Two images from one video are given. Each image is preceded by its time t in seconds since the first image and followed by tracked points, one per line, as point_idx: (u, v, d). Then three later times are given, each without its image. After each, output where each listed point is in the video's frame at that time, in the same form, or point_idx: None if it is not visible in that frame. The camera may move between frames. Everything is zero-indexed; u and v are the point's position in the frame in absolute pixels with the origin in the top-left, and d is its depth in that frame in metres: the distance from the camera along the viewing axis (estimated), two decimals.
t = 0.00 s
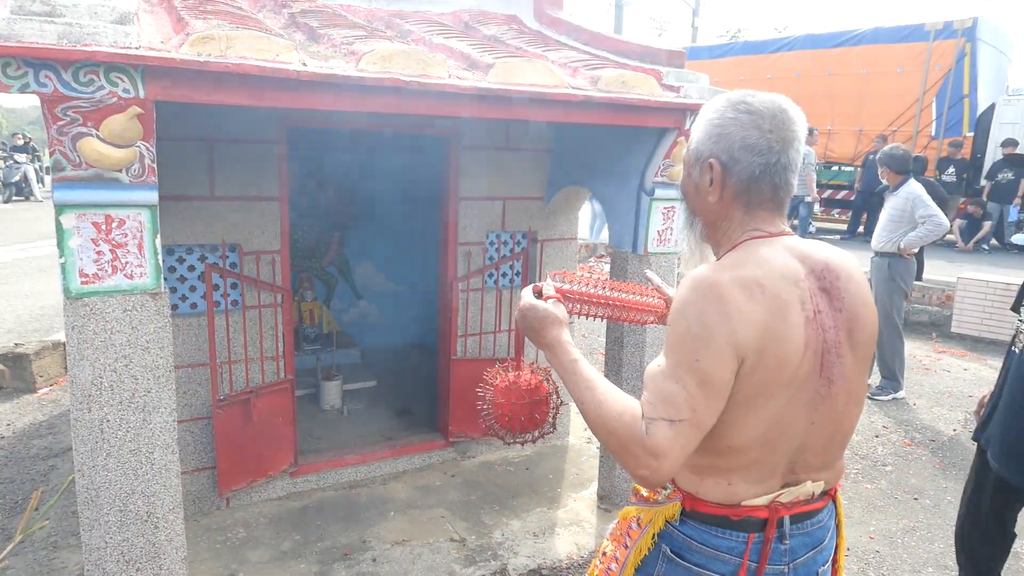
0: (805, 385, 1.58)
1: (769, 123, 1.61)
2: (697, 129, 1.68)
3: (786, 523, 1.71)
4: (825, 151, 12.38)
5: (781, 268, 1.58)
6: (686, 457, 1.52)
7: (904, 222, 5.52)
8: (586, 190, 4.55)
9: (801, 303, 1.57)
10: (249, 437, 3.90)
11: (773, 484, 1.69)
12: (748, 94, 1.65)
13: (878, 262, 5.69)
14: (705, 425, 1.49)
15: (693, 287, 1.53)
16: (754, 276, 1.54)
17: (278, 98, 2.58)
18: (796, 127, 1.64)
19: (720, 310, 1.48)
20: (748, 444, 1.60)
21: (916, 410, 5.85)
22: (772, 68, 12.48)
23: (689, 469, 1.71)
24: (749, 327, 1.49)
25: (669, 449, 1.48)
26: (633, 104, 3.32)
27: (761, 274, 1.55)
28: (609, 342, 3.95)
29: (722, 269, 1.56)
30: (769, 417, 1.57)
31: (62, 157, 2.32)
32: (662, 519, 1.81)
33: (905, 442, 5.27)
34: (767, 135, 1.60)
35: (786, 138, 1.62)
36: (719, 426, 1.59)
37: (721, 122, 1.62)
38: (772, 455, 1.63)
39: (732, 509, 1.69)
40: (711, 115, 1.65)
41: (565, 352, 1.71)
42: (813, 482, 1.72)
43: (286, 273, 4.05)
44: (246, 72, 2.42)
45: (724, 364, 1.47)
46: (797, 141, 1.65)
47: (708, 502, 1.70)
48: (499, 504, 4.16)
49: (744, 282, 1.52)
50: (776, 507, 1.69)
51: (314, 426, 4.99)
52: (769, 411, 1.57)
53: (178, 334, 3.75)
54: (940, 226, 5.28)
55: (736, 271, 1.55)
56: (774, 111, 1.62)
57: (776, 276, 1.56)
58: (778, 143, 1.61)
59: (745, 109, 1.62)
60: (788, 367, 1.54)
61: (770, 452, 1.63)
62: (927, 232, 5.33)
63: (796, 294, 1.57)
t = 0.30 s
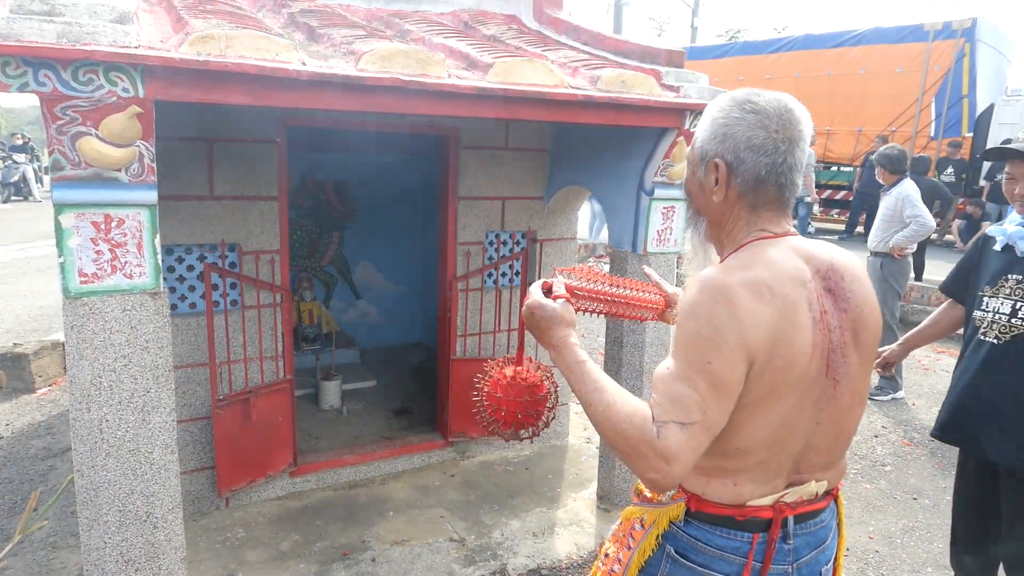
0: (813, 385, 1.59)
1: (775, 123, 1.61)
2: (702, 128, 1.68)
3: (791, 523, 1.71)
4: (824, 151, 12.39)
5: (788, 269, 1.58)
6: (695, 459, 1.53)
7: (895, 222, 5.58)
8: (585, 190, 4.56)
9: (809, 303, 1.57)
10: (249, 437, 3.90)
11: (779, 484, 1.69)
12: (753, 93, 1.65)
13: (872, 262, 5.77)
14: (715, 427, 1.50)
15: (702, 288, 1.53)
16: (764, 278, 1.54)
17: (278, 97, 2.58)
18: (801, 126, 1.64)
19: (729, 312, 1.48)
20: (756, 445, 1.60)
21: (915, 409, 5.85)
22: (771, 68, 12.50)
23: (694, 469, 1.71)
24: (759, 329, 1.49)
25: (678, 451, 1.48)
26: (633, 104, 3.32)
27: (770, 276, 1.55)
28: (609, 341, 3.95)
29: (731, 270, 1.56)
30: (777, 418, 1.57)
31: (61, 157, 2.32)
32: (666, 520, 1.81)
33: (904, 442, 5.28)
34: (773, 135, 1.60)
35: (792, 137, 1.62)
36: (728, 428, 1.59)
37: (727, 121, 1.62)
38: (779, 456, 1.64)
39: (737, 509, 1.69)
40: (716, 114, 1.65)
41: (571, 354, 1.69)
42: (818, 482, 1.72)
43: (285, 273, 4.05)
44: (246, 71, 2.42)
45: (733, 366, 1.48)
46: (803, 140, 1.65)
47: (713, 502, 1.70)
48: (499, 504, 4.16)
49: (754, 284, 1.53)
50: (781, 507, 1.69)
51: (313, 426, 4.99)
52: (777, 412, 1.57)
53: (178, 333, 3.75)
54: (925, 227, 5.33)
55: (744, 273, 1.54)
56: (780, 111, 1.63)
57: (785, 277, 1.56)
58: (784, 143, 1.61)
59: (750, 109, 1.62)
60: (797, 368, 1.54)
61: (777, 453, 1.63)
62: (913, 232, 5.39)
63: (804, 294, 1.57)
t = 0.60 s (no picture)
0: (816, 385, 1.58)
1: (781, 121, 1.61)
2: (708, 126, 1.67)
3: (793, 524, 1.69)
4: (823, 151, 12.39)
5: (792, 268, 1.57)
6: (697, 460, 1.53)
7: (888, 222, 5.62)
8: (586, 190, 4.57)
9: (813, 303, 1.57)
10: (249, 437, 3.89)
11: (782, 485, 1.68)
12: (759, 90, 1.64)
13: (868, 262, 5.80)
14: (717, 428, 1.50)
15: (705, 288, 1.52)
16: (768, 277, 1.53)
17: (277, 96, 2.57)
18: (807, 125, 1.64)
19: (733, 312, 1.48)
20: (759, 445, 1.59)
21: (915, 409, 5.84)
22: (770, 68, 12.51)
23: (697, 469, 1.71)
24: (763, 329, 1.48)
25: (678, 450, 1.48)
26: (633, 103, 3.32)
27: (774, 276, 1.54)
28: (608, 341, 3.95)
29: (734, 270, 1.55)
30: (780, 419, 1.57)
31: (59, 156, 2.31)
32: (668, 520, 1.81)
33: (904, 442, 5.27)
34: (779, 133, 1.60)
35: (798, 136, 1.62)
36: (731, 428, 1.59)
37: (733, 119, 1.61)
38: (783, 456, 1.63)
39: (739, 510, 1.68)
40: (722, 112, 1.64)
41: (574, 350, 1.69)
42: (820, 483, 1.72)
43: (284, 273, 4.05)
44: (245, 70, 2.42)
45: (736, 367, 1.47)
46: (808, 139, 1.65)
47: (714, 503, 1.70)
48: (499, 504, 4.15)
49: (758, 284, 1.52)
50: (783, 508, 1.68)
51: (312, 426, 4.99)
52: (779, 413, 1.56)
53: (177, 333, 3.74)
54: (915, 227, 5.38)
55: (748, 272, 1.54)
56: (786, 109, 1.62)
57: (789, 277, 1.55)
58: (789, 141, 1.60)
59: (756, 107, 1.61)
60: (800, 368, 1.54)
61: (780, 454, 1.62)
62: (904, 232, 5.44)
63: (808, 295, 1.57)
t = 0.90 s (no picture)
0: (816, 385, 1.58)
1: (786, 120, 1.60)
2: (711, 123, 1.67)
3: (793, 524, 1.70)
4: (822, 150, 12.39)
5: (793, 267, 1.57)
6: (692, 457, 1.53)
7: (887, 222, 5.62)
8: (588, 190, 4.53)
9: (813, 303, 1.56)
10: (247, 436, 3.88)
11: (782, 485, 1.68)
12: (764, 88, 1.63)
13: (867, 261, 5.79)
14: (713, 426, 1.49)
15: (705, 286, 1.52)
16: (767, 275, 1.53)
17: (277, 94, 2.57)
18: (811, 123, 1.64)
19: (732, 310, 1.47)
20: (758, 445, 1.59)
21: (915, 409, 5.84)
22: (770, 68, 12.51)
23: (696, 468, 1.70)
24: (762, 327, 1.48)
25: (673, 448, 1.48)
26: (632, 102, 3.31)
27: (774, 275, 1.54)
28: (607, 341, 3.95)
29: (734, 268, 1.55)
30: (779, 418, 1.56)
31: (57, 154, 2.30)
32: (667, 519, 1.80)
33: (904, 441, 5.27)
34: (782, 132, 1.59)
35: (801, 135, 1.61)
36: (729, 427, 1.58)
37: (737, 117, 1.61)
38: (782, 456, 1.63)
39: (739, 510, 1.68)
40: (725, 110, 1.63)
41: (571, 347, 1.69)
42: (820, 483, 1.72)
43: (283, 273, 4.04)
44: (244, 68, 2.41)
45: (735, 366, 1.47)
46: (812, 138, 1.64)
47: (713, 502, 1.70)
48: (498, 504, 4.15)
49: (757, 282, 1.51)
50: (783, 508, 1.68)
51: (312, 425, 4.98)
52: (778, 412, 1.56)
53: (176, 332, 3.75)
54: (914, 227, 5.37)
55: (748, 270, 1.53)
56: (791, 107, 1.60)
57: (789, 276, 1.55)
58: (793, 140, 1.60)
59: (761, 105, 1.60)
60: (799, 367, 1.53)
61: (778, 454, 1.62)
62: (904, 232, 5.42)
63: (809, 294, 1.56)
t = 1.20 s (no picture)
0: (816, 385, 1.57)
1: (788, 118, 1.60)
2: (713, 120, 1.66)
3: (794, 525, 1.69)
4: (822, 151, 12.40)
5: (792, 266, 1.57)
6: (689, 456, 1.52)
7: (888, 222, 5.61)
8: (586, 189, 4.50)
9: (813, 302, 1.56)
10: (247, 436, 3.87)
11: (782, 485, 1.67)
12: (766, 86, 1.64)
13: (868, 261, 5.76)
14: (710, 425, 1.48)
15: (703, 284, 1.52)
16: (766, 274, 1.53)
17: (276, 93, 2.57)
18: (814, 121, 1.63)
19: (731, 309, 1.47)
20: (757, 445, 1.58)
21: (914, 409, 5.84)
22: (769, 68, 12.52)
23: (696, 468, 1.70)
24: (760, 326, 1.47)
25: (669, 447, 1.47)
26: (632, 101, 3.31)
27: (773, 273, 1.53)
28: (607, 340, 3.95)
29: (732, 266, 1.54)
30: (779, 418, 1.55)
31: (56, 152, 2.29)
32: (666, 519, 1.80)
33: (903, 441, 5.26)
34: (785, 129, 1.59)
35: (804, 133, 1.61)
36: (728, 427, 1.57)
37: (740, 114, 1.60)
38: (781, 456, 1.62)
39: (738, 510, 1.67)
40: (727, 107, 1.64)
41: (566, 346, 1.71)
42: (821, 483, 1.71)
43: (283, 272, 4.03)
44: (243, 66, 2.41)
45: (733, 365, 1.46)
46: (814, 136, 1.64)
47: (712, 502, 1.69)
48: (497, 503, 4.14)
49: (756, 280, 1.51)
50: (783, 509, 1.67)
51: (311, 425, 4.98)
52: (777, 412, 1.55)
53: (175, 331, 3.74)
54: (919, 227, 5.37)
55: (746, 269, 1.53)
56: (793, 105, 1.61)
57: (788, 275, 1.55)
58: (796, 137, 1.60)
59: (763, 102, 1.60)
60: (799, 367, 1.53)
61: (778, 454, 1.61)
62: (907, 232, 5.41)
63: (808, 293, 1.56)
